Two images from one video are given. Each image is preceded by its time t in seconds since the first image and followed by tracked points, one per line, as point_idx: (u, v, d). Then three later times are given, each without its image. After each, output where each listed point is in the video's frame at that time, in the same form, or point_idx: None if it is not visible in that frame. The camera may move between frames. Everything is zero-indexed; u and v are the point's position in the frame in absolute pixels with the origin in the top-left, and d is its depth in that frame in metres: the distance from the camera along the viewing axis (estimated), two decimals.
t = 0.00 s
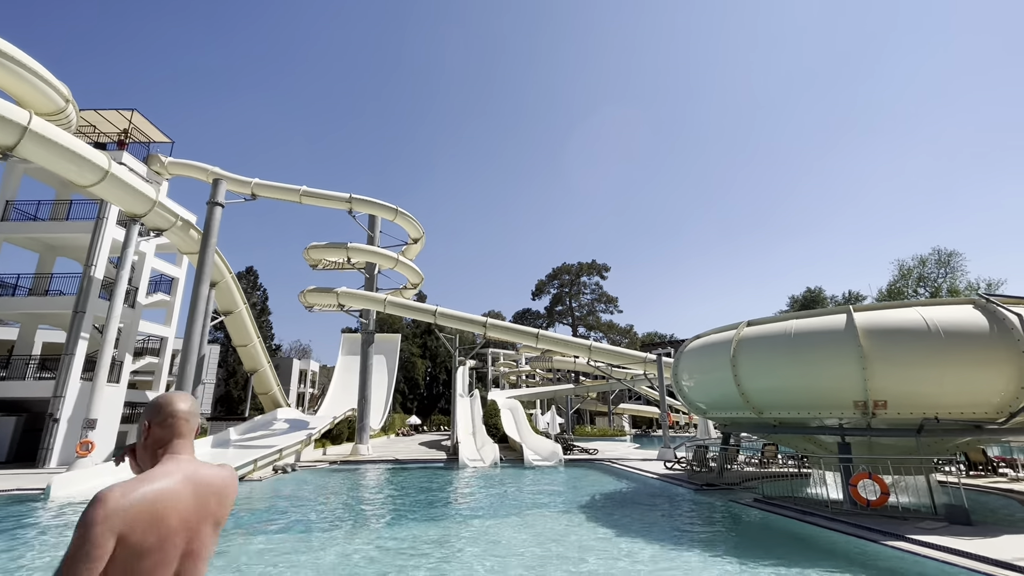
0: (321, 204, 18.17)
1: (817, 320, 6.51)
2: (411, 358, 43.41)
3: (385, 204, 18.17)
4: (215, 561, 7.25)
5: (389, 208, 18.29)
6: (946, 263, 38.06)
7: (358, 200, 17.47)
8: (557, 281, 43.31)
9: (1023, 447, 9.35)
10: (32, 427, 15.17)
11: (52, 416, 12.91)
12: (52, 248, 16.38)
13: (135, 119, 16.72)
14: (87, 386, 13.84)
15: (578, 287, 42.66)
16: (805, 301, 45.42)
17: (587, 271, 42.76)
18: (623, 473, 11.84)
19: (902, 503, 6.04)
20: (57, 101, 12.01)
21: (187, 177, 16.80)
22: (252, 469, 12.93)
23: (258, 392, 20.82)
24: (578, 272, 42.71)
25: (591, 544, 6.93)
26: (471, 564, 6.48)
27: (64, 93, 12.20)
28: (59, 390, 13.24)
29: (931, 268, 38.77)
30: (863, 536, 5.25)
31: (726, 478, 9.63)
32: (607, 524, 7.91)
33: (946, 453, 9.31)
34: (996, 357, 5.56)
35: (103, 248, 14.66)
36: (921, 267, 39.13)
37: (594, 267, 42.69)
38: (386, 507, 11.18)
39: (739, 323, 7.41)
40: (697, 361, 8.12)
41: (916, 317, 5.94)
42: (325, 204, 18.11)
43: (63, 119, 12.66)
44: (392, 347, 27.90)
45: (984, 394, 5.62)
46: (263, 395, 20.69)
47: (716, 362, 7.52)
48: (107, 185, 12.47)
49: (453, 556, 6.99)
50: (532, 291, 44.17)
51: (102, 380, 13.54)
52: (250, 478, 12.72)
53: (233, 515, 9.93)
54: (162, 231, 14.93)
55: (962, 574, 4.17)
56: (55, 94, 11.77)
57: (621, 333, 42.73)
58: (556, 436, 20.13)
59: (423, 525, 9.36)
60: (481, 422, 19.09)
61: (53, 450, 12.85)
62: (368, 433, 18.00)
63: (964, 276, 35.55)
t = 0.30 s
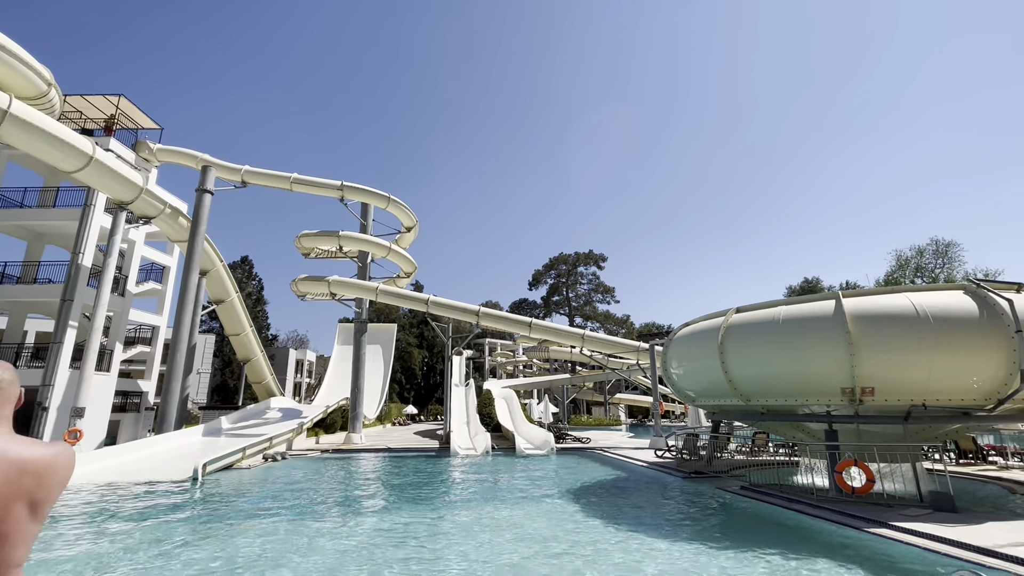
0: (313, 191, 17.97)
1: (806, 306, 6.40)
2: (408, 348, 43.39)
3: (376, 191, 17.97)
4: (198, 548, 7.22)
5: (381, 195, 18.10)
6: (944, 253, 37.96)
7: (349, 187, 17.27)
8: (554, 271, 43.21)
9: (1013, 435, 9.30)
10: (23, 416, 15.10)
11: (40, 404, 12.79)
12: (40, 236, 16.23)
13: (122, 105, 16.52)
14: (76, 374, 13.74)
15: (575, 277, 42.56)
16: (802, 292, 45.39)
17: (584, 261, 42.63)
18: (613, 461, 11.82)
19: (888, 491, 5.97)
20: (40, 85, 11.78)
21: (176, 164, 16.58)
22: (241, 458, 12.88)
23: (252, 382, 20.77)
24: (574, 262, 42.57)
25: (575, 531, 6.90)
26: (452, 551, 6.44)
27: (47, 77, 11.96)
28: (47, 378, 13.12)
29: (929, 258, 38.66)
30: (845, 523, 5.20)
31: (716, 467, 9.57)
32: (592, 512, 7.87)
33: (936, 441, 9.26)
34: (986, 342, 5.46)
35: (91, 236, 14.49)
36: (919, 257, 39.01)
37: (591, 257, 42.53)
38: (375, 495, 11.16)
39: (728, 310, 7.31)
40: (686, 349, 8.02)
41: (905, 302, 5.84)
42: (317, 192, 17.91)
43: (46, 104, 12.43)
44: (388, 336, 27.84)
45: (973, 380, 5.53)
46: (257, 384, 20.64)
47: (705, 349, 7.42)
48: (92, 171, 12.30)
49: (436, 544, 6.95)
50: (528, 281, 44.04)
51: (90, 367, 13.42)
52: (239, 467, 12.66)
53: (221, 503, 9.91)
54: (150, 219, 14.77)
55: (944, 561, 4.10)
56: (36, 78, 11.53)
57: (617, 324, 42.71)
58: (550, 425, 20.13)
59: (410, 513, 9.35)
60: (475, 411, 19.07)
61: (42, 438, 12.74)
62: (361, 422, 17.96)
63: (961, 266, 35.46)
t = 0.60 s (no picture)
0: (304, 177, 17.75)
1: (792, 292, 6.31)
2: (404, 335, 43.41)
3: (368, 176, 17.76)
4: (181, 533, 7.21)
5: (372, 181, 17.89)
6: (941, 241, 37.86)
7: (340, 172, 17.05)
8: (550, 259, 43.07)
9: (1003, 422, 9.26)
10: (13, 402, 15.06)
11: (29, 391, 12.73)
12: (27, 222, 16.04)
13: (107, 87, 16.26)
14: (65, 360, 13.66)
15: (572, 264, 42.44)
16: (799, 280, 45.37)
17: (580, 248, 42.47)
18: (603, 447, 11.82)
19: (871, 476, 5.93)
20: (19, 66, 11.52)
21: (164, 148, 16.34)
22: (229, 444, 12.86)
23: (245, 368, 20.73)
24: (571, 249, 42.40)
25: (558, 516, 6.89)
26: (434, 536, 6.43)
27: (27, 58, 11.70)
28: (36, 365, 13.04)
29: (926, 246, 38.57)
30: (825, 509, 5.17)
31: (704, 453, 9.55)
32: (578, 497, 7.86)
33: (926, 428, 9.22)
34: (972, 328, 5.38)
35: (78, 221, 14.30)
36: (916, 245, 38.91)
37: (588, 244, 42.36)
38: (364, 480, 11.17)
39: (715, 295, 7.21)
40: (673, 335, 7.93)
41: (892, 287, 5.75)
42: (308, 177, 17.69)
43: (27, 85, 12.18)
44: (383, 323, 27.77)
45: (959, 366, 5.46)
46: (250, 371, 20.60)
47: (692, 335, 7.34)
48: (75, 154, 12.09)
49: (418, 529, 6.94)
50: (525, 269, 43.92)
51: (79, 354, 13.33)
52: (228, 453, 12.65)
53: (208, 488, 9.91)
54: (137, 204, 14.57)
55: (920, 547, 4.06)
56: (15, 58, 11.26)
57: (614, 311, 42.66)
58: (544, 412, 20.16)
59: (397, 498, 9.34)
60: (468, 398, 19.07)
61: (32, 424, 12.70)
62: (354, 408, 17.94)
63: (958, 254, 35.37)
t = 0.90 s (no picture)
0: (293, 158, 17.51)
1: (775, 273, 6.23)
2: (400, 319, 43.41)
3: (358, 158, 17.52)
4: (165, 513, 7.23)
5: (362, 162, 17.65)
6: (938, 226, 37.76)
7: (329, 154, 16.81)
8: (546, 243, 42.88)
9: (988, 404, 9.29)
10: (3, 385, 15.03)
11: (17, 373, 12.68)
12: (12, 204, 15.84)
13: (89, 65, 15.91)
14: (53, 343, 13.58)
15: (568, 249, 42.27)
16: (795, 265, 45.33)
17: (576, 232, 42.25)
18: (591, 430, 11.85)
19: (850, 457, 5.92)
20: None
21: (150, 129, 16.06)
22: (217, 426, 12.89)
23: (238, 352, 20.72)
24: (567, 233, 42.19)
25: (539, 496, 6.91)
26: (415, 516, 6.44)
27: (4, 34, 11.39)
28: (24, 348, 12.97)
29: (923, 231, 38.47)
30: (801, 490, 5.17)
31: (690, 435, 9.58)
32: (561, 478, 7.89)
33: (910, 410, 9.25)
34: (954, 310, 5.33)
35: (63, 202, 14.11)
36: (913, 230, 38.79)
37: (584, 228, 42.14)
38: (353, 461, 11.22)
39: (699, 277, 7.13)
40: (658, 317, 7.87)
41: (875, 268, 5.68)
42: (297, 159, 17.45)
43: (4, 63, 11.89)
44: (378, 307, 27.68)
45: (939, 348, 5.43)
46: (243, 354, 20.59)
47: (676, 317, 7.28)
48: (56, 134, 11.86)
49: (400, 509, 6.96)
50: (521, 253, 43.77)
51: (66, 337, 13.26)
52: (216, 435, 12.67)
53: (196, 469, 9.94)
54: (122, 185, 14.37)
55: (890, 527, 4.06)
56: None
57: (610, 295, 42.63)
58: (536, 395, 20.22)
59: (383, 479, 9.38)
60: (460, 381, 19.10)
61: (20, 407, 12.68)
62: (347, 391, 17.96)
63: (955, 238, 35.31)
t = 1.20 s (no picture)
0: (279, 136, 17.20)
1: (757, 252, 6.15)
2: (395, 300, 43.39)
3: (346, 136, 17.22)
4: (147, 490, 7.27)
5: (351, 141, 17.36)
6: (934, 207, 37.64)
7: (316, 132, 16.52)
8: (542, 224, 42.64)
9: (970, 383, 9.33)
10: None
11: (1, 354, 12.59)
12: None
13: (68, 39, 15.48)
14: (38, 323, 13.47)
15: (563, 230, 42.06)
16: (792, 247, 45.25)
17: (572, 214, 41.99)
18: (578, 409, 11.91)
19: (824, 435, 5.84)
20: None
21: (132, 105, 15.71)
22: (204, 405, 12.91)
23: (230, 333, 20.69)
24: (563, 214, 41.94)
25: (518, 473, 6.99)
26: (392, 494, 6.48)
27: None
28: (9, 328, 12.77)
29: (919, 213, 38.34)
30: (772, 468, 5.20)
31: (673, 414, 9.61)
32: (542, 456, 7.95)
33: (893, 389, 9.29)
34: (932, 288, 5.29)
35: (44, 180, 13.86)
36: (910, 211, 38.62)
37: (580, 209, 41.84)
38: (341, 439, 11.26)
39: (681, 256, 7.05)
40: (641, 296, 7.82)
41: (856, 246, 5.61)
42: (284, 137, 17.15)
43: None
44: (372, 288, 27.60)
45: (916, 326, 5.41)
46: (235, 335, 20.56)
47: (659, 296, 7.23)
48: (32, 110, 11.58)
49: (381, 486, 7.02)
50: (516, 234, 43.53)
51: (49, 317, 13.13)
52: (202, 415, 12.68)
53: (182, 448, 9.98)
54: (104, 163, 14.11)
55: (855, 504, 4.07)
56: None
57: (605, 277, 42.59)
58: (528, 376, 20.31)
59: (369, 457, 9.44)
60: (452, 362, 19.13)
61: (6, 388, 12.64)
62: (337, 371, 17.96)
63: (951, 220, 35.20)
